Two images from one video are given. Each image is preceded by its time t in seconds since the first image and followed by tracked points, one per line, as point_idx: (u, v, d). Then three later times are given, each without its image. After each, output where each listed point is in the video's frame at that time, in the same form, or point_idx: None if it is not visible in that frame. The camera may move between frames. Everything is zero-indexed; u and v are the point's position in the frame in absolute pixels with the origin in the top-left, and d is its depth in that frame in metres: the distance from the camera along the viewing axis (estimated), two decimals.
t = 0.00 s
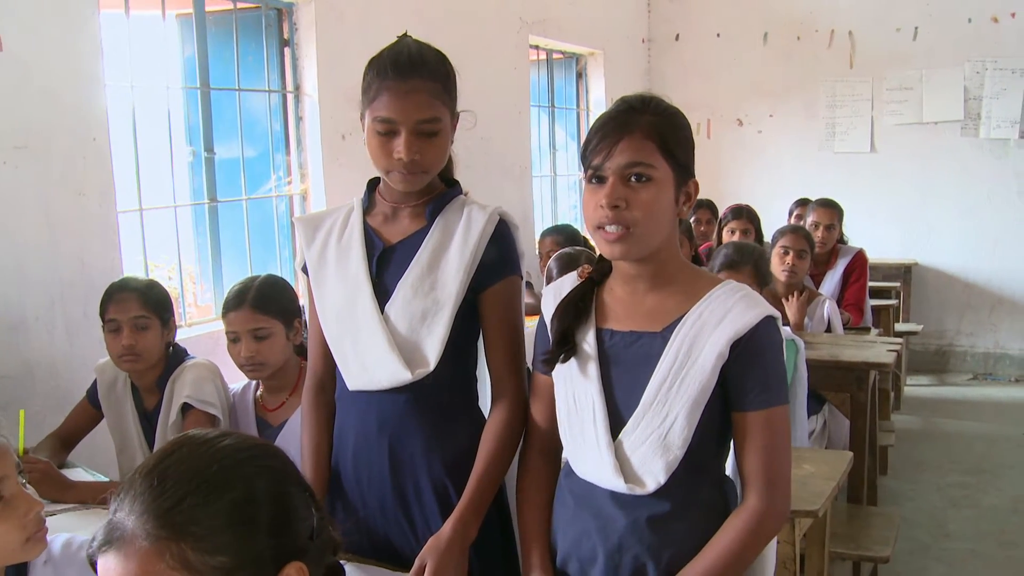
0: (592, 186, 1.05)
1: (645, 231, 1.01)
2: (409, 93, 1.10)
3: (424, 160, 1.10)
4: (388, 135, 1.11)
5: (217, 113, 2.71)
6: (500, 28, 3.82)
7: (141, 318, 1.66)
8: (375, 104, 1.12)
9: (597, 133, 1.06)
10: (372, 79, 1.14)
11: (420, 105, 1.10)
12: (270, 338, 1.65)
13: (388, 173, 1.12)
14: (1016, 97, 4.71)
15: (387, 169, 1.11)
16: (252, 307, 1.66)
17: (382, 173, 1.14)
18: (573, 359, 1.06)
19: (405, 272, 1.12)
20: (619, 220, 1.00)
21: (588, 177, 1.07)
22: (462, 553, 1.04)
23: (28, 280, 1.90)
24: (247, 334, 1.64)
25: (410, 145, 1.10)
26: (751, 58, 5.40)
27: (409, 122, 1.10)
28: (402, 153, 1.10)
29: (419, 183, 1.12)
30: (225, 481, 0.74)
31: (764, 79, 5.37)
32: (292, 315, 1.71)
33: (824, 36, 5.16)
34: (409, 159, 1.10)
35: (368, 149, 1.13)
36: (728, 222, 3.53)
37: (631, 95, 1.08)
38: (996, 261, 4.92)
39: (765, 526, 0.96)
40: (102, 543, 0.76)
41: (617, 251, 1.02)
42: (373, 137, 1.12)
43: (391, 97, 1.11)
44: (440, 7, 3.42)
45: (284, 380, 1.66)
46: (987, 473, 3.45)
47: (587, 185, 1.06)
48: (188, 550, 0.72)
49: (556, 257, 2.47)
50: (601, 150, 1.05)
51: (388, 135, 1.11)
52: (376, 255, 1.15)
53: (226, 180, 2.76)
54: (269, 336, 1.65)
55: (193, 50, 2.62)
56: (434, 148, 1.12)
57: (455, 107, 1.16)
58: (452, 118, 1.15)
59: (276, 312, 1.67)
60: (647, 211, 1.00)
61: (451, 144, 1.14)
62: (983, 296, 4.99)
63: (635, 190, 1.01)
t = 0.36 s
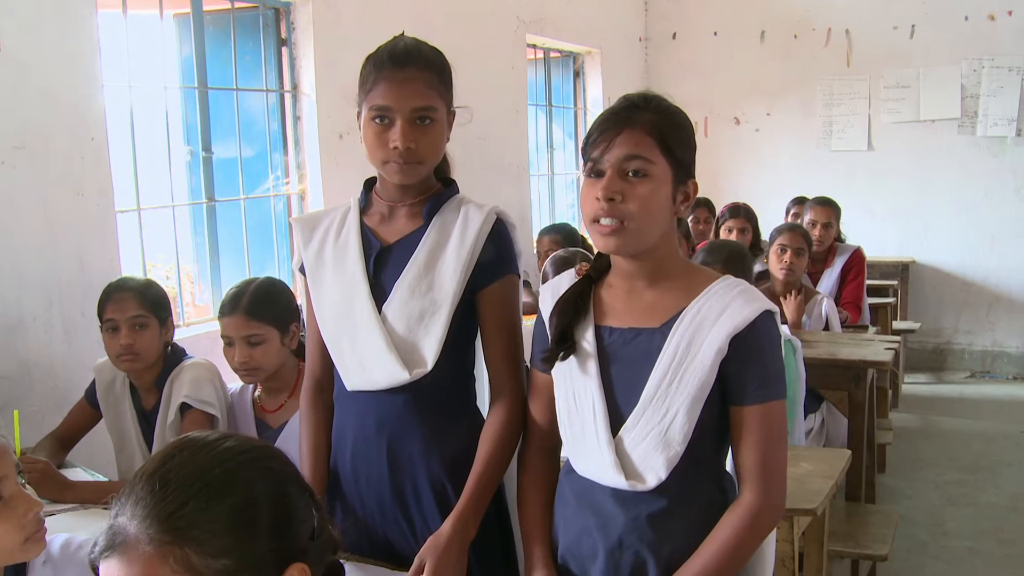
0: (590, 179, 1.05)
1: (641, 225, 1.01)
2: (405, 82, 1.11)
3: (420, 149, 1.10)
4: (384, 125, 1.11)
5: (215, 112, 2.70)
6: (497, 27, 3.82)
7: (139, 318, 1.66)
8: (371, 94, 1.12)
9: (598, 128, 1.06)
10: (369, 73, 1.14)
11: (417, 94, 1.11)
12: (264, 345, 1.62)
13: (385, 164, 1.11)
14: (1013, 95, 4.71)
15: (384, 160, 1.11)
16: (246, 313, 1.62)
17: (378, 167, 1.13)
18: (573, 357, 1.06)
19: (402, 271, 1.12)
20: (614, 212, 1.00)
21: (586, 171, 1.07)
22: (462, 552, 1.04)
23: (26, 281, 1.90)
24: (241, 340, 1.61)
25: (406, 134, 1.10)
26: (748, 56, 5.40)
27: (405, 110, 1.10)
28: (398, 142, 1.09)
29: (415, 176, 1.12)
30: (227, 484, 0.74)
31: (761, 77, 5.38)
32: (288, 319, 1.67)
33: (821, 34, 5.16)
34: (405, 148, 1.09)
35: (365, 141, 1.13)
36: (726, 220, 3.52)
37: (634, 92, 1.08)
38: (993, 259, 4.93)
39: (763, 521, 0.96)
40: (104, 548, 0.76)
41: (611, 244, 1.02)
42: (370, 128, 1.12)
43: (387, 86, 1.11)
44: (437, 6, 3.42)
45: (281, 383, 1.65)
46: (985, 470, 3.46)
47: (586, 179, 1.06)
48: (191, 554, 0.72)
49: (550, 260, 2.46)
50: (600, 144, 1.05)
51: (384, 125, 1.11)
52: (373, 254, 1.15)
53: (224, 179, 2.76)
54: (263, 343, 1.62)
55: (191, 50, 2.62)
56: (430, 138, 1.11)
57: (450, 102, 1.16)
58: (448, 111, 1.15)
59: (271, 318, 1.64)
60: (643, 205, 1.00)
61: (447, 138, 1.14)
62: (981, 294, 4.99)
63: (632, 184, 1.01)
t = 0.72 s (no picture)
0: (595, 179, 1.05)
1: (646, 226, 1.01)
2: (401, 80, 1.11)
3: (416, 149, 1.10)
4: (381, 124, 1.11)
5: (211, 113, 2.70)
6: (493, 29, 3.83)
7: (134, 319, 1.65)
8: (368, 94, 1.12)
9: (603, 129, 1.06)
10: (365, 72, 1.14)
11: (414, 94, 1.11)
12: (258, 351, 1.61)
13: (381, 163, 1.11)
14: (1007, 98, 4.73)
15: (380, 159, 1.10)
16: (241, 319, 1.61)
17: (374, 166, 1.13)
18: (571, 361, 1.05)
19: (398, 273, 1.12)
20: (620, 213, 1.00)
21: (591, 171, 1.07)
22: (458, 554, 1.04)
23: (20, 281, 1.90)
24: (236, 346, 1.61)
25: (402, 133, 1.09)
26: (744, 59, 5.41)
27: (402, 109, 1.10)
28: (394, 141, 1.09)
29: (411, 176, 1.12)
30: (223, 488, 0.73)
31: (757, 80, 5.39)
32: (284, 325, 1.66)
33: (817, 37, 5.18)
34: (402, 146, 1.09)
35: (360, 141, 1.13)
36: (720, 223, 3.52)
37: (638, 94, 1.09)
38: (987, 261, 4.95)
39: (760, 523, 0.97)
40: (99, 553, 0.75)
41: (616, 244, 1.02)
42: (366, 127, 1.12)
43: (384, 85, 1.11)
44: (433, 7, 3.42)
45: (281, 385, 1.64)
46: (979, 472, 3.47)
47: (590, 179, 1.06)
48: (188, 559, 0.71)
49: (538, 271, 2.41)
50: (606, 145, 1.05)
51: (380, 123, 1.11)
52: (369, 257, 1.15)
53: (219, 180, 2.75)
54: (258, 349, 1.61)
55: (187, 50, 2.61)
56: (426, 137, 1.11)
57: (446, 102, 1.16)
58: (444, 111, 1.15)
59: (266, 324, 1.62)
60: (649, 206, 1.01)
61: (443, 137, 1.14)
62: (975, 296, 5.01)
63: (640, 185, 1.01)
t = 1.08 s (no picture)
0: (596, 184, 1.05)
1: (647, 231, 1.01)
2: (399, 85, 1.10)
3: (414, 152, 1.10)
4: (379, 128, 1.10)
5: (205, 114, 2.69)
6: (487, 31, 3.83)
7: (130, 319, 1.65)
8: (366, 97, 1.12)
9: (603, 133, 1.07)
10: (363, 75, 1.14)
11: (412, 97, 1.10)
12: (248, 351, 1.62)
13: (379, 167, 1.10)
14: (999, 101, 4.75)
15: (379, 163, 1.10)
16: (232, 318, 1.62)
17: (372, 170, 1.13)
18: (572, 361, 1.06)
19: (396, 275, 1.11)
20: (621, 218, 1.00)
21: (592, 176, 1.07)
22: (456, 556, 1.04)
23: (14, 282, 1.89)
24: (226, 344, 1.62)
25: (401, 137, 1.09)
26: (737, 61, 5.43)
27: (400, 113, 1.10)
28: (392, 145, 1.09)
29: (409, 179, 1.11)
30: (225, 492, 0.73)
31: (750, 82, 5.40)
32: (277, 328, 1.66)
33: (810, 39, 5.19)
34: (400, 150, 1.09)
35: (359, 144, 1.13)
36: (713, 225, 3.53)
37: (637, 96, 1.09)
38: (979, 263, 4.97)
39: (758, 526, 0.96)
40: (101, 557, 0.75)
41: (618, 249, 1.02)
42: (364, 131, 1.12)
43: (382, 89, 1.11)
44: (427, 8, 3.42)
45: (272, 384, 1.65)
46: (972, 474, 3.48)
47: (591, 183, 1.06)
48: (190, 562, 0.71)
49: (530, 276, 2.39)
50: (607, 150, 1.05)
51: (378, 128, 1.11)
52: (367, 258, 1.14)
53: (213, 181, 2.74)
54: (248, 349, 1.62)
55: (181, 50, 2.61)
56: (425, 140, 1.11)
57: (444, 105, 1.16)
58: (443, 114, 1.15)
59: (257, 325, 1.63)
60: (650, 210, 1.01)
61: (441, 140, 1.14)
62: (967, 298, 5.03)
63: (640, 191, 1.01)
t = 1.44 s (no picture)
0: (592, 190, 1.05)
1: (647, 234, 1.01)
2: (397, 86, 1.10)
3: (414, 153, 1.10)
4: (379, 129, 1.10)
5: (196, 113, 2.68)
6: (479, 31, 3.83)
7: (119, 315, 1.64)
8: (365, 98, 1.12)
9: (597, 139, 1.07)
10: (362, 76, 1.14)
11: (411, 98, 1.10)
12: (223, 369, 1.58)
13: (379, 168, 1.10)
14: (987, 104, 4.78)
15: (377, 165, 1.10)
16: (201, 339, 1.57)
17: (371, 170, 1.13)
18: (576, 361, 1.06)
19: (395, 275, 1.11)
20: (619, 223, 1.01)
21: (588, 183, 1.07)
22: (453, 556, 1.04)
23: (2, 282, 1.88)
24: (200, 363, 1.58)
25: (400, 138, 1.09)
26: (727, 62, 5.44)
27: (400, 114, 1.10)
28: (392, 146, 1.09)
29: (408, 180, 1.11)
30: (223, 491, 0.72)
31: (741, 83, 5.42)
32: (250, 339, 1.60)
33: (800, 41, 5.21)
34: (399, 152, 1.09)
35: (358, 144, 1.13)
36: (704, 227, 3.53)
37: (630, 99, 1.09)
38: (968, 265, 5.00)
39: (756, 526, 0.97)
40: (100, 557, 0.75)
41: (619, 255, 1.02)
42: (363, 132, 1.12)
43: (381, 90, 1.10)
44: (420, 8, 3.41)
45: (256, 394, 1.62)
46: (960, 474, 3.50)
47: (588, 189, 1.07)
48: (190, 563, 0.71)
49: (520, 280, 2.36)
50: (600, 156, 1.05)
51: (378, 129, 1.10)
52: (366, 258, 1.14)
53: (204, 180, 2.74)
54: (222, 366, 1.58)
55: (172, 49, 2.59)
56: (424, 141, 1.11)
57: (443, 105, 1.16)
58: (442, 115, 1.15)
59: (228, 341, 1.57)
60: (647, 214, 1.01)
61: (441, 141, 1.14)
62: (956, 299, 5.06)
63: (636, 195, 1.02)
